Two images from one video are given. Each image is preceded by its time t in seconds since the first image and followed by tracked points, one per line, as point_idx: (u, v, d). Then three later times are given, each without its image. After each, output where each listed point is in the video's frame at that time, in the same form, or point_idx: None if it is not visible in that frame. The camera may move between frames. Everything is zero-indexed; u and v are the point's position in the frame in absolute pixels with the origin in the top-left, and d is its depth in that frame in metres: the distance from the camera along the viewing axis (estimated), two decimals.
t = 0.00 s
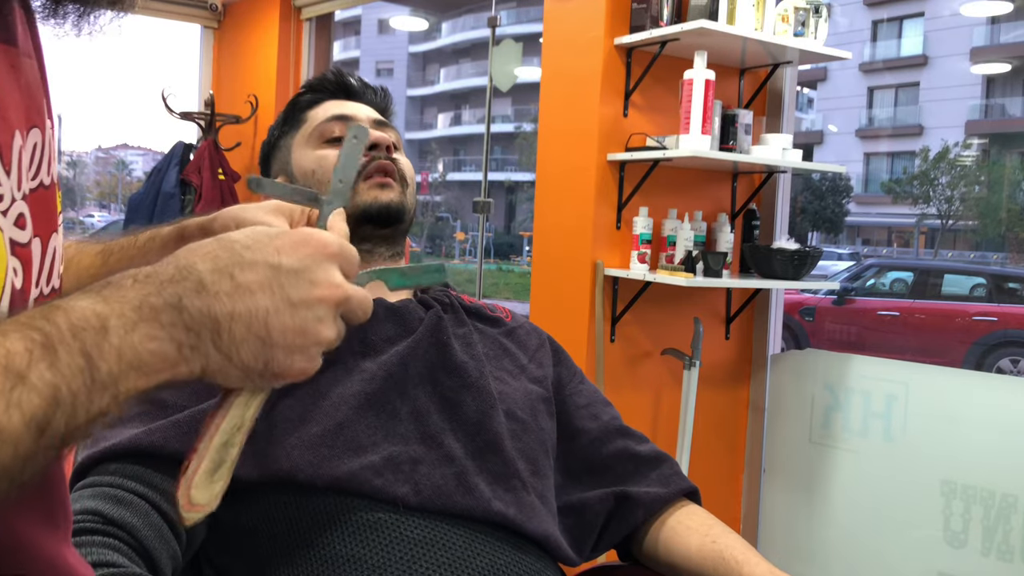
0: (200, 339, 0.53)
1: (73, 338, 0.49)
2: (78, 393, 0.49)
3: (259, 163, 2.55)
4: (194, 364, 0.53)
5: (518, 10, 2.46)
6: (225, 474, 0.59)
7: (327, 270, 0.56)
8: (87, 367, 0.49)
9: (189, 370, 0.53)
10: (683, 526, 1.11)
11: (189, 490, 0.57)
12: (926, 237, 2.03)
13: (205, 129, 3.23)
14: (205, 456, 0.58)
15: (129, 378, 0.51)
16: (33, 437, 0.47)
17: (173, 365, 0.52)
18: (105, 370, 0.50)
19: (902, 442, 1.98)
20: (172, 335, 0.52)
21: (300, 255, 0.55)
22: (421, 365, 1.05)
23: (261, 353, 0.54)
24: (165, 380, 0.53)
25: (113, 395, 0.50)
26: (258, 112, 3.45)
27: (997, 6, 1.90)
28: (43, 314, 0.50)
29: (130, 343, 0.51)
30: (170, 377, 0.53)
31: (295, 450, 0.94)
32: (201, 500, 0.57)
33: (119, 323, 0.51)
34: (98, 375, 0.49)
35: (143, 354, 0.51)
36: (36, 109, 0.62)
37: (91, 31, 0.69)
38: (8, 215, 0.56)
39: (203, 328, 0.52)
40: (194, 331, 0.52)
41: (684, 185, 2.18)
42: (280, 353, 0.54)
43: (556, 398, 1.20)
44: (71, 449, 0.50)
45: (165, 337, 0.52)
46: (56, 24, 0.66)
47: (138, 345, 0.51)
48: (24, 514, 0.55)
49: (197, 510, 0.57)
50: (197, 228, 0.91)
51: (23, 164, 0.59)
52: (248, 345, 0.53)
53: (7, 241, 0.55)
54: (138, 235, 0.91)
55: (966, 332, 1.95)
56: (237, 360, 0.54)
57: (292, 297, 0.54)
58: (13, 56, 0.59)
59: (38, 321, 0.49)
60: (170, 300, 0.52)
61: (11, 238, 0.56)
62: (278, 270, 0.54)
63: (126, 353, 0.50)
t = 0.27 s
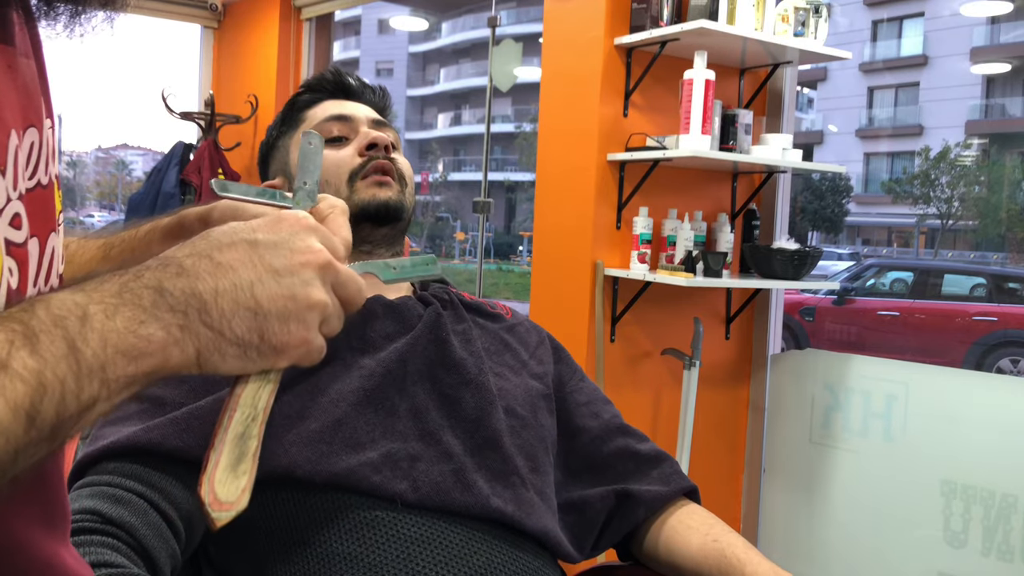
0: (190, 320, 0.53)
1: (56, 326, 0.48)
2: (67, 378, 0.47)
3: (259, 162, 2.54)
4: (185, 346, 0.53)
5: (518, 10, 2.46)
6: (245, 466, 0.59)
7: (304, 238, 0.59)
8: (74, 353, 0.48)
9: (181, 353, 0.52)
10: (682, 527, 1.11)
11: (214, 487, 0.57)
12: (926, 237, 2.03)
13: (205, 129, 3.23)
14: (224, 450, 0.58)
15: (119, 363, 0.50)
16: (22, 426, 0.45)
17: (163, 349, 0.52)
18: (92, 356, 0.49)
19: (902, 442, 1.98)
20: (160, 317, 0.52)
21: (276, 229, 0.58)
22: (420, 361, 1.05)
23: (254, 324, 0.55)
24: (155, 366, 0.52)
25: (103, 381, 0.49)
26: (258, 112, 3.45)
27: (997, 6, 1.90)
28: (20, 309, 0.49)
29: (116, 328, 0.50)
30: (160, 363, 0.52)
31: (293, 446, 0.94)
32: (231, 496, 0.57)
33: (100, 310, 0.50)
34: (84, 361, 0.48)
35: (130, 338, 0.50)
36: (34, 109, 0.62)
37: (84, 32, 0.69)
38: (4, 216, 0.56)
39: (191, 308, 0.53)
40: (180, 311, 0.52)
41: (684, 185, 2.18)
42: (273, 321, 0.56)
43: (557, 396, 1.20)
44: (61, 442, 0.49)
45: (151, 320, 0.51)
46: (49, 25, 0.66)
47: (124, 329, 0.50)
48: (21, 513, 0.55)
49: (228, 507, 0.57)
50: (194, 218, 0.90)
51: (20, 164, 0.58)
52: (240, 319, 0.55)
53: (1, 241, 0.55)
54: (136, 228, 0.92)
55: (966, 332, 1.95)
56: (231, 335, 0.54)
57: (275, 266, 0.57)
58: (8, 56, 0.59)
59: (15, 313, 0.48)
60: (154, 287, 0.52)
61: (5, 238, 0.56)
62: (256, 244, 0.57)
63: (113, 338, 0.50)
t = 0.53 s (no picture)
0: (210, 354, 0.51)
1: (80, 348, 0.47)
2: (83, 405, 0.47)
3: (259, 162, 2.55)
4: (202, 375, 0.51)
5: (518, 11, 2.46)
6: (222, 473, 0.59)
7: (338, 283, 0.55)
8: (95, 379, 0.47)
9: (197, 382, 0.52)
10: (683, 529, 1.10)
11: (187, 493, 0.56)
12: (926, 237, 2.03)
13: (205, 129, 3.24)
14: (208, 459, 0.56)
15: (136, 389, 0.49)
16: (35, 447, 0.45)
17: (181, 376, 0.51)
18: (112, 382, 0.48)
19: (902, 441, 1.98)
20: (183, 347, 0.50)
21: (313, 267, 0.54)
22: (421, 359, 1.05)
23: (271, 365, 0.53)
24: (173, 391, 0.51)
25: (118, 405, 0.49)
26: (258, 112, 3.45)
27: (997, 6, 1.90)
28: (49, 321, 0.48)
29: (140, 356, 0.49)
30: (177, 389, 0.51)
31: (294, 444, 0.94)
32: (199, 501, 0.57)
33: (129, 333, 0.49)
34: (104, 387, 0.48)
35: (152, 365, 0.49)
36: (34, 106, 0.62)
37: (85, 31, 0.69)
38: (3, 213, 0.56)
39: (215, 341, 0.51)
40: (205, 344, 0.51)
41: (685, 184, 2.18)
42: (290, 364, 0.53)
43: (558, 392, 1.21)
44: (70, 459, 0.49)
45: (175, 350, 0.50)
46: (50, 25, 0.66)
47: (147, 358, 0.49)
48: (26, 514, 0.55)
49: (193, 511, 0.57)
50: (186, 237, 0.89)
51: (19, 161, 0.58)
52: (258, 360, 0.52)
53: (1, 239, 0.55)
54: (129, 239, 0.90)
55: (966, 332, 1.95)
56: (248, 373, 0.52)
57: (303, 309, 0.53)
58: (8, 53, 0.59)
59: (42, 329, 0.47)
60: (184, 312, 0.50)
61: (5, 235, 0.56)
62: (291, 284, 0.53)
63: (134, 365, 0.49)
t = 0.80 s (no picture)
0: (204, 382, 0.51)
1: (78, 372, 0.48)
2: (79, 428, 0.48)
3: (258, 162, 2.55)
4: (196, 403, 0.51)
5: (518, 11, 2.46)
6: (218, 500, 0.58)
7: (332, 311, 0.55)
8: (91, 403, 0.48)
9: (191, 410, 0.52)
10: (685, 527, 1.11)
11: (183, 518, 0.56)
12: (926, 237, 2.03)
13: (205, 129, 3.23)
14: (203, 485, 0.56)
15: (131, 415, 0.50)
16: (29, 467, 0.46)
17: (175, 405, 0.51)
18: (108, 408, 0.49)
19: (902, 441, 1.98)
20: (177, 376, 0.50)
21: (305, 295, 0.54)
22: (423, 359, 1.06)
23: (263, 395, 0.52)
24: (168, 418, 0.51)
25: (114, 430, 0.49)
26: (258, 112, 3.45)
27: (997, 6, 1.90)
28: (51, 344, 0.49)
29: (135, 381, 0.49)
30: (172, 417, 0.51)
31: (298, 443, 0.94)
32: (195, 527, 0.56)
33: (126, 360, 0.49)
34: (100, 410, 0.48)
35: (147, 392, 0.50)
36: (41, 104, 0.62)
37: (99, 24, 0.69)
38: (8, 210, 0.56)
39: (207, 371, 0.51)
40: (198, 373, 0.51)
41: (685, 184, 2.18)
42: (283, 394, 0.53)
43: (560, 393, 1.21)
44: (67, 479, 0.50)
45: (169, 377, 0.50)
46: (63, 18, 0.66)
47: (142, 385, 0.50)
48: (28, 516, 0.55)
49: (190, 537, 0.56)
50: (193, 248, 0.91)
51: (24, 158, 0.59)
52: (251, 390, 0.52)
53: (5, 234, 0.55)
54: (137, 243, 0.94)
55: (966, 332, 1.95)
56: (241, 403, 0.52)
57: (295, 338, 0.53)
58: (14, 50, 0.59)
59: (44, 351, 0.48)
60: (179, 341, 0.51)
61: (9, 232, 0.56)
62: (283, 314, 0.53)
63: (129, 391, 0.49)
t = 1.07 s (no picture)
0: (220, 367, 0.51)
1: (89, 360, 0.48)
2: (93, 417, 0.47)
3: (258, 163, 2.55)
4: (212, 389, 0.51)
5: (518, 11, 2.46)
6: (245, 495, 0.57)
7: (345, 290, 0.55)
8: (103, 391, 0.48)
9: (206, 397, 0.51)
10: (688, 526, 1.11)
11: (210, 515, 0.55)
12: (926, 237, 2.03)
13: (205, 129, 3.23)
14: (227, 481, 0.55)
15: (145, 403, 0.49)
16: (43, 458, 0.45)
17: (190, 392, 0.50)
18: (122, 395, 0.48)
19: (902, 441, 1.98)
20: (192, 361, 0.50)
21: (317, 275, 0.54)
22: (431, 360, 1.06)
23: (279, 376, 0.52)
24: (183, 406, 0.51)
25: (128, 420, 0.49)
26: (258, 112, 3.44)
27: (997, 6, 1.90)
28: (61, 335, 0.49)
29: (147, 368, 0.49)
30: (187, 405, 0.51)
31: (306, 444, 0.93)
32: (224, 524, 0.56)
33: (137, 347, 0.49)
34: (113, 399, 0.48)
35: (159, 379, 0.49)
36: (42, 104, 0.62)
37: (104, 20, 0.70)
38: (9, 211, 0.56)
39: (221, 355, 0.51)
40: (212, 357, 0.51)
41: (685, 184, 2.18)
42: (300, 375, 0.53)
43: (564, 394, 1.21)
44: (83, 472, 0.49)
45: (182, 363, 0.50)
46: (68, 11, 0.67)
47: (154, 371, 0.49)
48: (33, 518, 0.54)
49: (219, 535, 0.55)
50: (213, 242, 0.89)
51: (25, 158, 0.58)
52: (267, 372, 0.52)
53: (6, 235, 0.55)
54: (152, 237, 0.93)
55: (966, 332, 1.95)
56: (257, 386, 0.52)
57: (309, 317, 0.53)
58: (14, 49, 0.59)
59: (53, 342, 0.49)
60: (189, 326, 0.50)
61: (10, 233, 0.56)
62: (296, 294, 0.53)
63: (142, 378, 0.49)
